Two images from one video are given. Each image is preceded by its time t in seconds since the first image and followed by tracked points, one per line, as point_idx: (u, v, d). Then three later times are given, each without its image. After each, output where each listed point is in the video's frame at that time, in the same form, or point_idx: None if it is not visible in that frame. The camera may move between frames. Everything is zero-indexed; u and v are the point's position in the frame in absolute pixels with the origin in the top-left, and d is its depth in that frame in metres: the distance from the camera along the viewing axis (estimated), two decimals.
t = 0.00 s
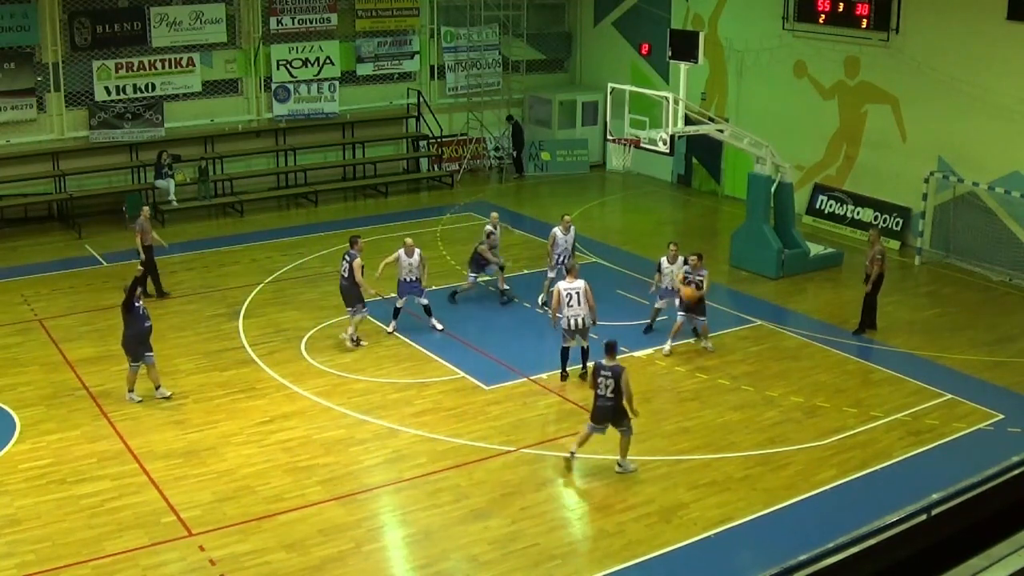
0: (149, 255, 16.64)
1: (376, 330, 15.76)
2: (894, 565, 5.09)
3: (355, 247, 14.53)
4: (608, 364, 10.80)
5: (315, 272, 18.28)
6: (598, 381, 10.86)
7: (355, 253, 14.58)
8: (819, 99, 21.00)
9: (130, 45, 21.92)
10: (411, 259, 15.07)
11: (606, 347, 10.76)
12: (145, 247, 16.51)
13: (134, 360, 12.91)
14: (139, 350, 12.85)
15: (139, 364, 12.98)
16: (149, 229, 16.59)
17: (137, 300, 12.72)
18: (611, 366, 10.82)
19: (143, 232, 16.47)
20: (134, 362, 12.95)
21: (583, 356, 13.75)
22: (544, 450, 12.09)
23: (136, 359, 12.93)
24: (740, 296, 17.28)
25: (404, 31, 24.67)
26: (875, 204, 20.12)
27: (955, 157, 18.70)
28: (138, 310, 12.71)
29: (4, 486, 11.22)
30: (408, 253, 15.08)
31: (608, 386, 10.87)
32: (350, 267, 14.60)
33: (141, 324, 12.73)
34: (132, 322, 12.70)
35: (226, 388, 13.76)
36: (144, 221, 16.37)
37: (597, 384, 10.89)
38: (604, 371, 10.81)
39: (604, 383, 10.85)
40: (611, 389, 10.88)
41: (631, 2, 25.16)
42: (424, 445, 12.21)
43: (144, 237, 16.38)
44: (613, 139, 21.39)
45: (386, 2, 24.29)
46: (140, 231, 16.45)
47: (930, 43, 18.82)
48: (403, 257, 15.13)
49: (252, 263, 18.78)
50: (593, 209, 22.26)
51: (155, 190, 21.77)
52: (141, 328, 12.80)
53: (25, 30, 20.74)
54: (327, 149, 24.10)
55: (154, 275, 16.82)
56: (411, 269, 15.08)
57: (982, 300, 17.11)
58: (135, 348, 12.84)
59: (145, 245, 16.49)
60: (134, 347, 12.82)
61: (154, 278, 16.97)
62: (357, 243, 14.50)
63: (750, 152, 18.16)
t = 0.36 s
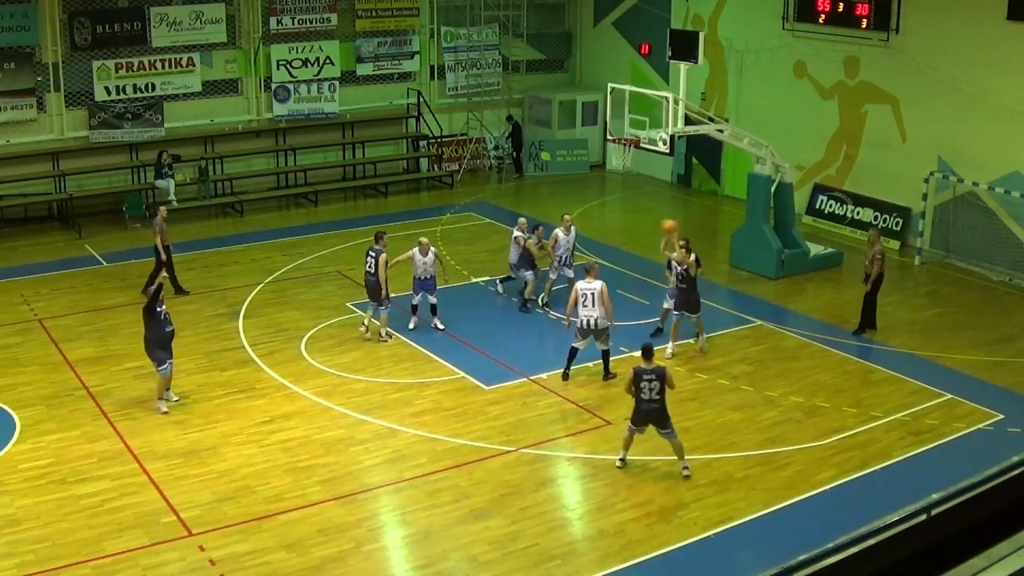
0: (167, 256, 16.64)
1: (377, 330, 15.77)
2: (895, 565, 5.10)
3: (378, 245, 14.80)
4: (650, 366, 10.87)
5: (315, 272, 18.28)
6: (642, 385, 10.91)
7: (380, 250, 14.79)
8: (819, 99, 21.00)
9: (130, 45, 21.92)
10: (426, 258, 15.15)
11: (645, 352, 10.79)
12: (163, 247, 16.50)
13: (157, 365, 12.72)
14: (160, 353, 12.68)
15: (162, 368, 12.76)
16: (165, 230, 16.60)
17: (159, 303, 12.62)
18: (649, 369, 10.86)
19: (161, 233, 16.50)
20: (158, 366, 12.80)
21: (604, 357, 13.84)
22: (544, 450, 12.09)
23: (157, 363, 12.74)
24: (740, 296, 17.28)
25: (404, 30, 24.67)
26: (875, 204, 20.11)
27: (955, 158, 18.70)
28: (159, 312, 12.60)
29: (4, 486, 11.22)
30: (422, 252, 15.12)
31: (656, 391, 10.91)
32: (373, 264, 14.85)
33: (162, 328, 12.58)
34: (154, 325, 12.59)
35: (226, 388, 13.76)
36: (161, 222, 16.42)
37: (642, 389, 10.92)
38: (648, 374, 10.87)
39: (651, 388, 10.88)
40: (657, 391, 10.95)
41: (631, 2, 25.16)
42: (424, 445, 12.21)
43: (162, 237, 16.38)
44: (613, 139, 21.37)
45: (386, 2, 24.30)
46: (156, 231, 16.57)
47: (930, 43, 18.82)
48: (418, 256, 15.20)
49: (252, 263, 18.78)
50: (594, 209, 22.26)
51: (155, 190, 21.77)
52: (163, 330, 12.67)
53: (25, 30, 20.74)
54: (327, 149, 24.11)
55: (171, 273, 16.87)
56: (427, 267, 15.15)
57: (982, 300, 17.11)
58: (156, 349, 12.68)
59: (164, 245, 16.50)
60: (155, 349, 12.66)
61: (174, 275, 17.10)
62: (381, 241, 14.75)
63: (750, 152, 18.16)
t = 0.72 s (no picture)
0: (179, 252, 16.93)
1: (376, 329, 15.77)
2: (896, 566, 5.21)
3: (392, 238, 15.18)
4: (683, 363, 10.67)
5: (315, 272, 18.28)
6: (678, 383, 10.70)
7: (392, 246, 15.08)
8: (819, 99, 21.00)
9: (130, 45, 21.92)
10: (431, 265, 15.09)
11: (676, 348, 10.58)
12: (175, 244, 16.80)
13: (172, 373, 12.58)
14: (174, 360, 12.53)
15: (179, 376, 12.60)
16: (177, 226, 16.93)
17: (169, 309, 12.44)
18: (682, 366, 10.67)
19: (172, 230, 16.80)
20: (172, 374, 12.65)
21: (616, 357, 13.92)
22: (544, 449, 12.09)
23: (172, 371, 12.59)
24: (740, 296, 17.28)
25: (404, 30, 24.67)
26: (875, 204, 20.11)
27: (955, 158, 18.70)
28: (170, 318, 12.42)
29: (4, 486, 11.22)
30: (427, 261, 15.08)
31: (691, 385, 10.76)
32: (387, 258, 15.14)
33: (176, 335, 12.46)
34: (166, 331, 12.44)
35: (226, 388, 13.76)
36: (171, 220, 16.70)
37: (678, 387, 10.73)
38: (683, 370, 10.68)
39: (687, 385, 10.73)
40: (689, 387, 10.81)
41: (631, 2, 25.16)
42: (424, 444, 12.22)
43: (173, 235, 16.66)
44: (613, 139, 21.38)
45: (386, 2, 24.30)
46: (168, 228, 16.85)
47: (930, 43, 18.82)
48: (423, 264, 15.09)
49: (252, 263, 18.77)
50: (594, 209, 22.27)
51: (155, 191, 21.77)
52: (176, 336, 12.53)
53: (25, 30, 20.73)
54: (327, 149, 24.11)
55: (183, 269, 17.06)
56: (433, 274, 15.12)
57: (982, 300, 17.11)
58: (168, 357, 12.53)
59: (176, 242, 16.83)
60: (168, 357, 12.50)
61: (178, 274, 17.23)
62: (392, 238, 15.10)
63: (750, 152, 18.16)
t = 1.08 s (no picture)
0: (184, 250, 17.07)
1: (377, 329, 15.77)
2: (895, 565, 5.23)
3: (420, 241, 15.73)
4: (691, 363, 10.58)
5: (315, 272, 18.28)
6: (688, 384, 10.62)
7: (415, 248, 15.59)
8: (819, 99, 21.00)
9: (130, 45, 21.92)
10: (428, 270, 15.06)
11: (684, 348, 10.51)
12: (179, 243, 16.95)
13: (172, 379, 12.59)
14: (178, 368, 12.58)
15: (180, 381, 12.66)
16: (183, 225, 17.05)
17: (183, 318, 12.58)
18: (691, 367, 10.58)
19: (178, 228, 16.95)
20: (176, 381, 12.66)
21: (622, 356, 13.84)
22: (544, 449, 12.09)
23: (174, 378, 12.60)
24: (740, 296, 17.28)
25: (404, 31, 24.67)
26: (875, 204, 20.11)
27: (955, 158, 18.70)
28: (185, 327, 12.55)
29: (4, 486, 11.22)
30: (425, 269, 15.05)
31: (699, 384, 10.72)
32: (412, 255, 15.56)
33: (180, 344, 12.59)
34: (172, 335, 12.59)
35: (226, 388, 13.76)
36: (178, 218, 16.87)
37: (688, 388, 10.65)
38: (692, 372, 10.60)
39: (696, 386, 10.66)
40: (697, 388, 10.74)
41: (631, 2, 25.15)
42: (424, 444, 12.21)
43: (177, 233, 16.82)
44: (613, 139, 21.39)
45: (386, 2, 24.30)
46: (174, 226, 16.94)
47: (931, 42, 18.82)
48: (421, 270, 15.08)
49: (252, 263, 18.76)
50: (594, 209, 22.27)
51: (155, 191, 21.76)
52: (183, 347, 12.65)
53: (25, 30, 20.74)
54: (327, 149, 24.10)
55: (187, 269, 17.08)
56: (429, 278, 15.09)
57: (982, 300, 17.11)
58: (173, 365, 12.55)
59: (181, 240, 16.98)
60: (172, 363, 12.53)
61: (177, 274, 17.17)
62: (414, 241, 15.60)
63: (750, 152, 18.16)
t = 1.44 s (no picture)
0: (185, 248, 17.09)
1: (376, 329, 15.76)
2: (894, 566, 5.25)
3: (439, 236, 15.68)
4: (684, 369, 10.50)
5: (315, 273, 18.28)
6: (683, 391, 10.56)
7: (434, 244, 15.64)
8: (819, 99, 21.00)
9: (130, 45, 21.93)
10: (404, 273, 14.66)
11: (677, 355, 10.41)
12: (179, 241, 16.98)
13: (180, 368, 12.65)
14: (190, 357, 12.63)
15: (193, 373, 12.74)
16: (185, 221, 17.06)
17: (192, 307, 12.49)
18: (684, 373, 10.51)
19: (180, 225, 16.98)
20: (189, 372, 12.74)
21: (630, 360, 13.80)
22: (544, 449, 12.09)
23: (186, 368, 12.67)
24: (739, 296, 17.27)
25: (404, 31, 24.67)
26: (875, 204, 20.11)
27: (955, 158, 18.70)
28: (193, 316, 12.48)
29: (4, 486, 11.22)
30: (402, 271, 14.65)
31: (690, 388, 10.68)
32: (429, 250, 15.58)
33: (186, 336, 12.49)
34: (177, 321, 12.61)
35: (226, 388, 13.75)
36: (179, 215, 16.92)
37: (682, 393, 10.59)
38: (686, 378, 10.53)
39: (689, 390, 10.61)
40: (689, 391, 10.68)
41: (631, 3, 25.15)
42: (424, 445, 12.21)
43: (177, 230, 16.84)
44: (614, 139, 21.40)
45: (387, 2, 24.31)
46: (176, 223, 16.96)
47: (930, 42, 18.83)
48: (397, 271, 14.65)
49: (252, 263, 18.77)
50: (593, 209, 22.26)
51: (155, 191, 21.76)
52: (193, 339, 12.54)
53: (25, 31, 20.74)
54: (327, 149, 24.10)
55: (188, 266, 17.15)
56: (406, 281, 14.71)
57: (982, 300, 17.11)
58: (187, 356, 12.55)
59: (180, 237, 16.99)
60: (182, 354, 12.55)
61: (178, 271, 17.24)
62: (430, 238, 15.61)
63: (750, 152, 18.17)
